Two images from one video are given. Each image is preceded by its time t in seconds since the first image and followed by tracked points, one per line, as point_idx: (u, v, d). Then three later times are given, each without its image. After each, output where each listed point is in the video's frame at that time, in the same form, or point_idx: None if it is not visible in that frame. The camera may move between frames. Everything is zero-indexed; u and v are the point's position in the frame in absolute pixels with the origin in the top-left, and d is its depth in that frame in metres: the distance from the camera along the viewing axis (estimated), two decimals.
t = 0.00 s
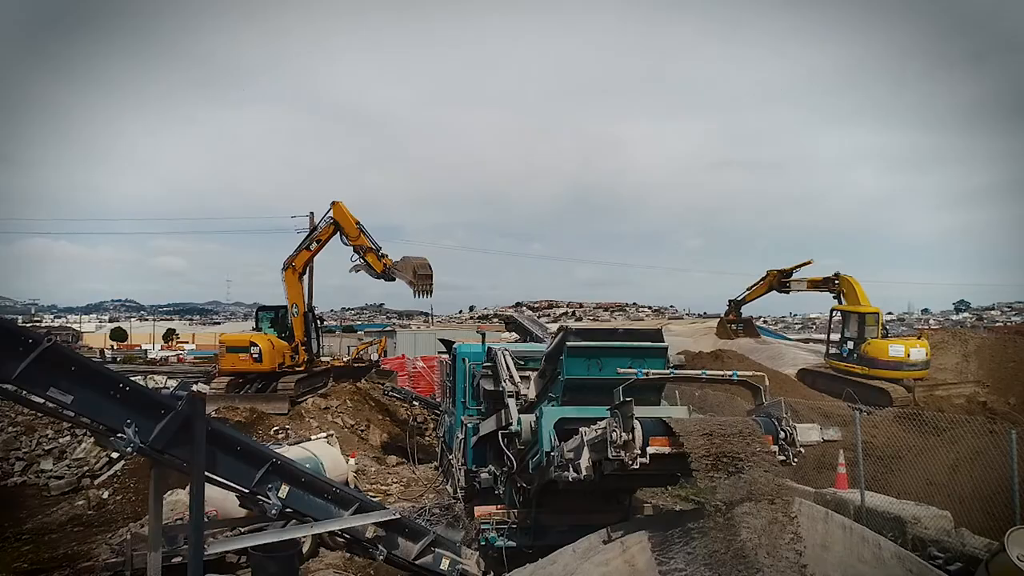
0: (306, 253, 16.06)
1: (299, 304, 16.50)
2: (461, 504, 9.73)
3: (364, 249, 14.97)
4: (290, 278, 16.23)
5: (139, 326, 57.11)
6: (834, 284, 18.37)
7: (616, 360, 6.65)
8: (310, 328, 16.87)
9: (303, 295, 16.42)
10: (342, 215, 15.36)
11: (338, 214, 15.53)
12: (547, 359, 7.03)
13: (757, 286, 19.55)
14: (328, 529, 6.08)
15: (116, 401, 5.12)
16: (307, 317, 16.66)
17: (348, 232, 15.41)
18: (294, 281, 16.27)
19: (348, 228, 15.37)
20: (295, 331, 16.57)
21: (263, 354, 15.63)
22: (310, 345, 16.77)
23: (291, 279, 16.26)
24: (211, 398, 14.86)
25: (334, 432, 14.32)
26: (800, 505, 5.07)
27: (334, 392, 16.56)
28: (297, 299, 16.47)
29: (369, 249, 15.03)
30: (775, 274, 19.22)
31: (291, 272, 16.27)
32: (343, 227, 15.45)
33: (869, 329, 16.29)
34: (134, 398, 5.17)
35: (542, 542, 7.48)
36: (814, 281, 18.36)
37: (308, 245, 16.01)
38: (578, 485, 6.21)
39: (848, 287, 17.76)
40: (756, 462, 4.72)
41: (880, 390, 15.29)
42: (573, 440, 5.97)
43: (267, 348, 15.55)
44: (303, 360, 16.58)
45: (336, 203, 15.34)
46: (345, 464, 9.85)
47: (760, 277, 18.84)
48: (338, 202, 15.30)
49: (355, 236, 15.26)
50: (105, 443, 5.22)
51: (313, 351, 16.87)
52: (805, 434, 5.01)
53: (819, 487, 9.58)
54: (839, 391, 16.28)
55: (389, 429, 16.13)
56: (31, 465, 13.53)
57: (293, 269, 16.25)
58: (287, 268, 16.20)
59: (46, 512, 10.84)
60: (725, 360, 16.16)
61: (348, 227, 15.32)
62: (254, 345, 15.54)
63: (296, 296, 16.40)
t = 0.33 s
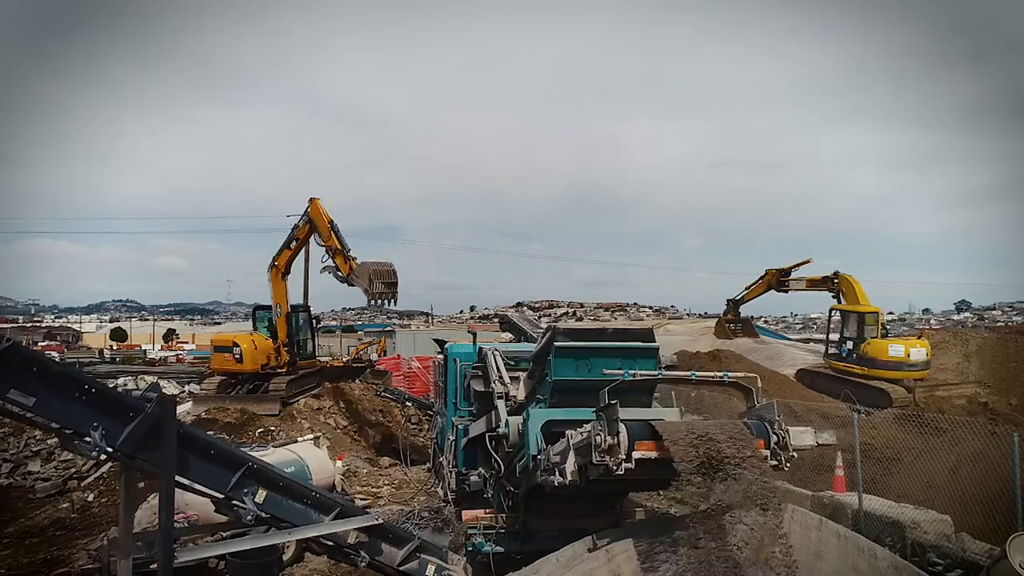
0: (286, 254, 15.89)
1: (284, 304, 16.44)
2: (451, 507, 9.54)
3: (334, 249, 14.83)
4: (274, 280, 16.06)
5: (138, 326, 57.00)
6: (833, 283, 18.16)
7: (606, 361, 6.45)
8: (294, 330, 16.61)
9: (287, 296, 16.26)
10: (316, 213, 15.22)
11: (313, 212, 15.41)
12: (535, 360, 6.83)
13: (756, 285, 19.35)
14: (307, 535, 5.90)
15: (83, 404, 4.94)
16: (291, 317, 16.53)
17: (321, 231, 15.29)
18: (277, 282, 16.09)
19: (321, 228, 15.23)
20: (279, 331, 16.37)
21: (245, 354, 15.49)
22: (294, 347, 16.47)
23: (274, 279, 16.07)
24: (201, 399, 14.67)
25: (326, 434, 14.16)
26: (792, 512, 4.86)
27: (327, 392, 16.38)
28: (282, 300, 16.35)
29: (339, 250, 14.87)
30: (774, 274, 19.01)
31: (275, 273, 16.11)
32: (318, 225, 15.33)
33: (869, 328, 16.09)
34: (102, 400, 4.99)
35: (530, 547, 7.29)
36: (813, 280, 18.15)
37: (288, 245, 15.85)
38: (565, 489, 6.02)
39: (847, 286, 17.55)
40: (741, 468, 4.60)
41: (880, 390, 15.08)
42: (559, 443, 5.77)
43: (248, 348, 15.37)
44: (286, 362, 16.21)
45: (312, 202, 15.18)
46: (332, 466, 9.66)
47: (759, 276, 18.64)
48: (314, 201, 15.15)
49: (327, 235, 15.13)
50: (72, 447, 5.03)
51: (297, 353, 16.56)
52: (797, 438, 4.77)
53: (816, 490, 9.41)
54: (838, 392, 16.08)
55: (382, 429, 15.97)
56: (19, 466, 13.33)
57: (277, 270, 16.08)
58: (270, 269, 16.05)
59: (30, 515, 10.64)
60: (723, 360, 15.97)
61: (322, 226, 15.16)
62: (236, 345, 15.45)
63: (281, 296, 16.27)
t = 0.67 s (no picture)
0: (264, 250, 15.72)
1: (265, 304, 16.17)
2: (439, 509, 9.37)
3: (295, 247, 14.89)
4: (257, 281, 15.91)
5: (138, 325, 56.92)
6: (831, 283, 17.99)
7: (593, 361, 6.28)
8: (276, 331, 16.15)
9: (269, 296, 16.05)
10: (283, 208, 15.27)
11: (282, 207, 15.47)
12: (521, 360, 6.66)
13: (753, 285, 19.18)
14: (284, 539, 5.75)
15: (47, 406, 4.80)
16: (271, 317, 16.09)
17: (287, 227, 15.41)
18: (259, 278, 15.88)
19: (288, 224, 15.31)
20: (259, 330, 15.98)
21: (226, 354, 15.53)
22: (273, 348, 15.92)
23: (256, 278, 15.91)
24: (191, 399, 14.53)
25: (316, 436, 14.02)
26: (780, 520, 4.74)
27: (319, 393, 16.23)
28: (264, 300, 16.15)
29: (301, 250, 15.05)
30: (772, 273, 18.84)
31: (257, 273, 15.94)
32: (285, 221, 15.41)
33: (867, 328, 15.92)
34: (66, 401, 4.85)
35: (516, 552, 7.12)
36: (811, 279, 17.97)
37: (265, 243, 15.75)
38: (548, 492, 5.86)
39: (845, 286, 17.37)
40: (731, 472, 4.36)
41: (877, 390, 14.86)
42: (542, 446, 5.61)
43: (228, 348, 15.36)
44: (263, 364, 15.77)
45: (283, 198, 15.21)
46: (318, 468, 9.51)
47: (756, 275, 18.46)
48: (282, 197, 15.17)
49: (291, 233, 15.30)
50: (36, 450, 4.88)
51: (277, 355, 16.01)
52: (784, 442, 4.64)
53: (811, 493, 9.26)
54: (836, 392, 15.91)
55: (375, 430, 15.83)
56: (5, 468, 13.16)
57: (259, 269, 15.91)
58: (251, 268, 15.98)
59: (13, 518, 10.46)
60: (719, 360, 15.79)
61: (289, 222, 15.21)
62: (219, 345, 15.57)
63: (263, 297, 16.09)
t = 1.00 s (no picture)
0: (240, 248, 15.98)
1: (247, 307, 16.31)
2: (426, 509, 9.32)
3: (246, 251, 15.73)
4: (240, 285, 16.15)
5: (137, 326, 56.96)
6: (826, 282, 17.92)
7: (575, 360, 6.21)
8: (258, 331, 15.96)
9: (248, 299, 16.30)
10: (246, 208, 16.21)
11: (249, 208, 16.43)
12: (503, 360, 6.61)
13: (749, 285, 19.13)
14: (261, 540, 5.69)
15: (16, 407, 4.74)
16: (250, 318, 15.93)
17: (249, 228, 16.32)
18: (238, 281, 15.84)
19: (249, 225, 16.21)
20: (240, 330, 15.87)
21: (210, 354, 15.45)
22: (252, 348, 15.68)
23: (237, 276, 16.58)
24: (182, 399, 14.48)
25: (308, 436, 13.96)
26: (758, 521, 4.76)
27: (312, 393, 16.19)
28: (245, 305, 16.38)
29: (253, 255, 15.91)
30: (766, 273, 18.77)
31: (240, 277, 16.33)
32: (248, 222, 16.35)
33: (861, 328, 15.86)
34: (36, 402, 4.80)
35: (501, 553, 7.06)
36: (806, 278, 17.91)
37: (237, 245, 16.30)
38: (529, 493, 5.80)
39: (840, 285, 17.31)
40: (709, 475, 4.27)
41: (871, 390, 14.79)
42: (522, 446, 5.54)
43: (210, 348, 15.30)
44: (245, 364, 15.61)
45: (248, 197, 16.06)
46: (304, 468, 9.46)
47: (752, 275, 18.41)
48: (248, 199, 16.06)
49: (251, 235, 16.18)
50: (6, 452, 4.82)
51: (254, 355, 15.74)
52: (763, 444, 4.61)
53: (802, 493, 9.20)
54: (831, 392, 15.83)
55: (367, 431, 15.78)
56: None
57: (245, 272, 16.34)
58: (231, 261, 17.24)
59: None
60: (713, 360, 15.73)
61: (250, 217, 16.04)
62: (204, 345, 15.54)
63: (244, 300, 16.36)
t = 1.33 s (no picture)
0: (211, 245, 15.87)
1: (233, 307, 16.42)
2: (414, 509, 9.31)
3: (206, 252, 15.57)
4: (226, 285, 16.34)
5: (137, 325, 57.01)
6: (820, 282, 17.91)
7: (556, 360, 6.21)
8: (246, 331, 16.20)
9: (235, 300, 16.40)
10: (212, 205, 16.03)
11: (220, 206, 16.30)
12: (487, 360, 6.61)
13: (744, 285, 19.12)
14: (242, 540, 5.67)
15: None
16: (236, 318, 16.09)
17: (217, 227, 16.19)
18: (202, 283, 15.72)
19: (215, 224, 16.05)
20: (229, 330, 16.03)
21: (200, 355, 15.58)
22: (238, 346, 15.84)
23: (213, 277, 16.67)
24: (174, 399, 14.48)
25: (300, 437, 13.97)
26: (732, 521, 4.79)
27: (306, 394, 16.20)
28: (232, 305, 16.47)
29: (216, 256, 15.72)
30: (761, 273, 18.76)
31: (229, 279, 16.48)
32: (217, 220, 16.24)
33: (855, 327, 15.85)
34: (13, 402, 4.79)
35: (485, 553, 7.05)
36: (800, 278, 17.91)
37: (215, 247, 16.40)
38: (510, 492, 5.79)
39: (835, 285, 17.29)
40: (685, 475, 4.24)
41: (865, 390, 14.76)
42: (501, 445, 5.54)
43: (198, 347, 15.46)
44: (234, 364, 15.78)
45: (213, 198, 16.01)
46: (292, 468, 9.46)
47: (746, 275, 18.39)
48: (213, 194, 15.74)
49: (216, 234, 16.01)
50: None
51: (234, 355, 15.80)
52: (738, 442, 4.60)
53: (791, 493, 9.20)
54: (826, 393, 15.81)
55: (360, 431, 15.78)
56: None
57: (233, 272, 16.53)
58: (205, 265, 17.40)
59: None
60: (707, 360, 15.72)
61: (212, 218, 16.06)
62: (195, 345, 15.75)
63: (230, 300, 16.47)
